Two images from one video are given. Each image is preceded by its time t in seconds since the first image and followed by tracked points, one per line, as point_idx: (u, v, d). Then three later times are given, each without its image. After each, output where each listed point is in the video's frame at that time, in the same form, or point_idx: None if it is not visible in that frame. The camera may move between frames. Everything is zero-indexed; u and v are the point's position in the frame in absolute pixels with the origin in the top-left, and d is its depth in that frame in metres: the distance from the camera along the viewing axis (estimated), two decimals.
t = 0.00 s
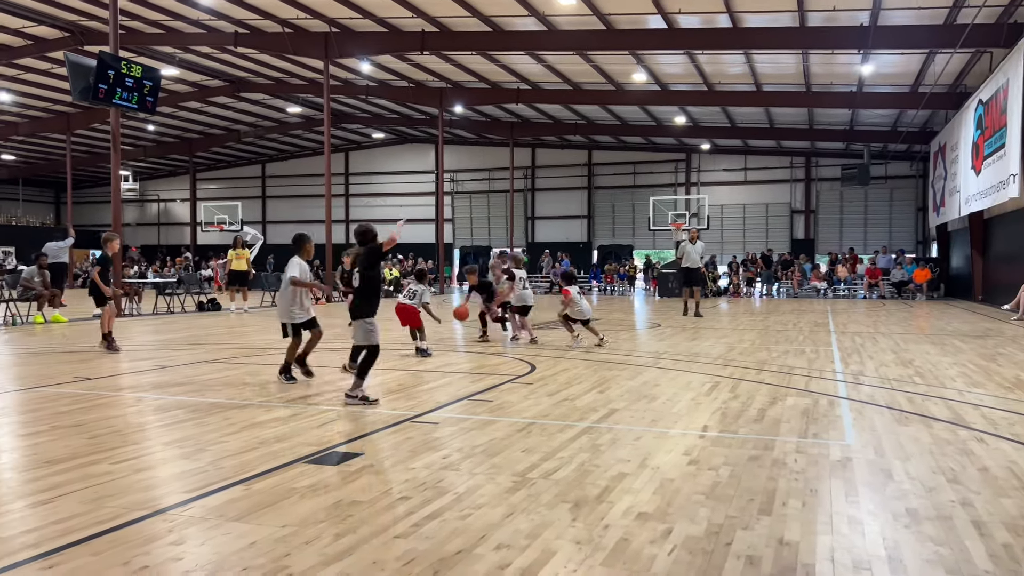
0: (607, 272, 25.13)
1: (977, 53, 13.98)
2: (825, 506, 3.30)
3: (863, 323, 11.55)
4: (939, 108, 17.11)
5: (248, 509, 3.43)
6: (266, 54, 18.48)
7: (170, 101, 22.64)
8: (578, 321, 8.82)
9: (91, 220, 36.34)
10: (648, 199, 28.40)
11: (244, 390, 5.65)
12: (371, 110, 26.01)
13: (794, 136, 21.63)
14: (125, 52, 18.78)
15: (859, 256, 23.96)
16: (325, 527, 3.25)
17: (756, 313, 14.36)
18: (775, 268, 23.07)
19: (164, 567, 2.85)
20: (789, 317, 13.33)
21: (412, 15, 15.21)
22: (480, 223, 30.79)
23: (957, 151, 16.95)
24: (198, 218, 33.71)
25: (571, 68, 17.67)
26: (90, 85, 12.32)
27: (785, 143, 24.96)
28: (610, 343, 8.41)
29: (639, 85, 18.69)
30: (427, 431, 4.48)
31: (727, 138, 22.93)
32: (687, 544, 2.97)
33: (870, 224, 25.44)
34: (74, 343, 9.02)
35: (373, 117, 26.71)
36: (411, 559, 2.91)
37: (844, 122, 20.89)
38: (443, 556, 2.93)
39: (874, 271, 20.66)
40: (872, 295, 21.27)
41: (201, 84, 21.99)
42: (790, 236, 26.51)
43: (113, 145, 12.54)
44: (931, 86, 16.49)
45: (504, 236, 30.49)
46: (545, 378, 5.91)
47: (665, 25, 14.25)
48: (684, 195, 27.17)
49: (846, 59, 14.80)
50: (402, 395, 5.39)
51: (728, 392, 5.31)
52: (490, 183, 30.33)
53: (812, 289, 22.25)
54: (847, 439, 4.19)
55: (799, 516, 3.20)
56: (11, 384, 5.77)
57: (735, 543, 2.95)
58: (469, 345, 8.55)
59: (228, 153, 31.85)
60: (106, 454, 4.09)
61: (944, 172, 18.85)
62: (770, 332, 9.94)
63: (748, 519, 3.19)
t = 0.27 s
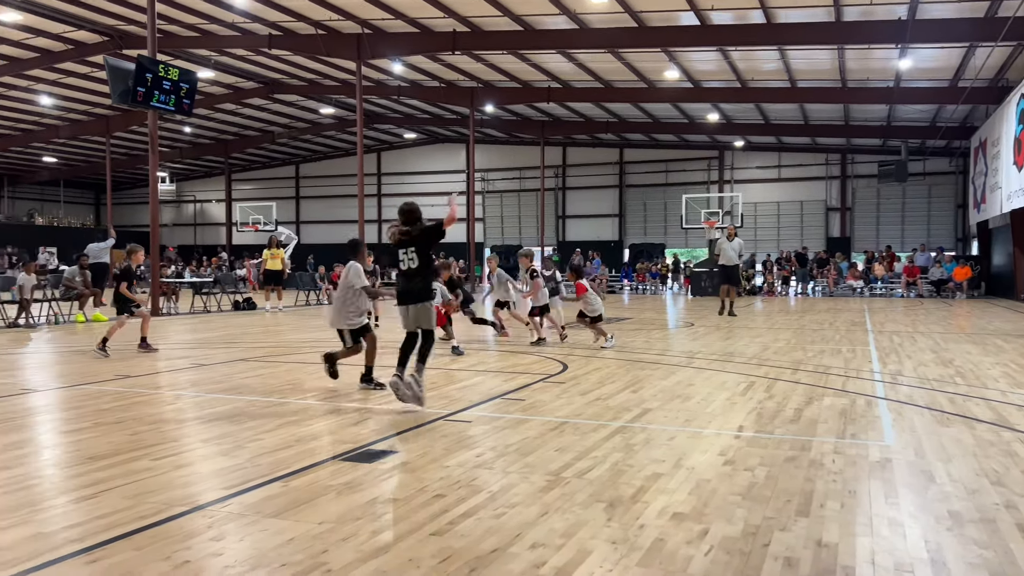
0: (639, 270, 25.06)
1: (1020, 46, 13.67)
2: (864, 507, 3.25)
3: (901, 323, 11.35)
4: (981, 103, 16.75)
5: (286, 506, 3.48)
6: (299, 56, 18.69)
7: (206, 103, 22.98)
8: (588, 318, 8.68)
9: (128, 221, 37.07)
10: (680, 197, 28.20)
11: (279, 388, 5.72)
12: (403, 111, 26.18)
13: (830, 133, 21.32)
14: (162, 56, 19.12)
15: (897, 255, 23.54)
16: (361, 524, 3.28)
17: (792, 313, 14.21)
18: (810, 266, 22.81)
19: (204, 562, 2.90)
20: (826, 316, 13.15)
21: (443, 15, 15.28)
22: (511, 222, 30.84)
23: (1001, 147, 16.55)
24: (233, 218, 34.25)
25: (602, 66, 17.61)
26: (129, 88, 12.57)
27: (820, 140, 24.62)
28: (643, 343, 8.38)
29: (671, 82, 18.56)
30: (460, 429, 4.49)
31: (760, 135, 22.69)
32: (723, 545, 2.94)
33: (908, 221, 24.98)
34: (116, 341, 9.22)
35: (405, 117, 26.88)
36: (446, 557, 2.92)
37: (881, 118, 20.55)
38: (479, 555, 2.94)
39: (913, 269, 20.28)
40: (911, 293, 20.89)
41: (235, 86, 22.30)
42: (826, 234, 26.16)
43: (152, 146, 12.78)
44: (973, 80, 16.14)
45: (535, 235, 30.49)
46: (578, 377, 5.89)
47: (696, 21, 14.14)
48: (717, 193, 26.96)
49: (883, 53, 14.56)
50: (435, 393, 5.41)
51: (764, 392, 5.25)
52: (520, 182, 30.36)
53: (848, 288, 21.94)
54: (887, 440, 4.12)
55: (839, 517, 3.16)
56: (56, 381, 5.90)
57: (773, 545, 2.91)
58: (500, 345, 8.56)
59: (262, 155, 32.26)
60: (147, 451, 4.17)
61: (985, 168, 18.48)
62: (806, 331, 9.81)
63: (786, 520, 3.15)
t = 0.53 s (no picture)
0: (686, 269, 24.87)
1: None
2: (924, 513, 3.16)
3: (959, 324, 11.03)
4: None
5: (338, 502, 3.53)
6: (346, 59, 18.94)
7: (256, 106, 23.42)
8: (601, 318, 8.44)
9: (179, 222, 38.01)
10: (728, 195, 27.87)
11: (329, 386, 5.81)
12: (449, 111, 26.36)
13: (885, 129, 20.84)
14: (214, 60, 19.55)
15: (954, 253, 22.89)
16: (412, 522, 3.30)
17: (845, 313, 13.93)
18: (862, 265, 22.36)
19: (261, 557, 2.96)
20: (881, 317, 12.85)
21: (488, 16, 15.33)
22: (556, 220, 30.83)
23: None
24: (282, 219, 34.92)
25: (648, 63, 17.47)
26: (184, 93, 12.88)
27: (873, 136, 24.08)
28: (691, 343, 8.30)
29: (719, 79, 18.35)
30: (508, 428, 4.50)
31: (810, 131, 22.32)
32: (777, 548, 2.90)
33: (965, 219, 24.25)
34: (173, 340, 9.47)
35: (450, 117, 27.05)
36: (497, 555, 2.93)
37: (938, 112, 20.03)
38: (529, 554, 2.95)
39: (972, 268, 19.72)
40: (969, 293, 20.32)
41: (284, 89, 22.68)
42: (879, 232, 25.58)
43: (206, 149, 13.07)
44: None
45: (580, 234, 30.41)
46: (625, 377, 5.86)
47: (746, 16, 13.94)
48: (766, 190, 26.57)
49: (940, 47, 14.17)
50: (482, 393, 5.44)
51: (816, 394, 5.16)
52: (565, 180, 30.33)
53: (903, 287, 21.44)
54: (946, 443, 4.01)
55: (897, 522, 3.08)
56: (115, 379, 6.09)
57: (829, 550, 2.86)
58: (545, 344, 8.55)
59: (311, 156, 32.80)
60: (203, 447, 4.28)
61: None
62: (859, 332, 9.60)
63: (842, 524, 3.09)
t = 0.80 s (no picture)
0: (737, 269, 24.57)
1: None
2: (992, 519, 3.06)
3: None
4: None
5: (393, 499, 3.57)
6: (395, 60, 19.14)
7: (308, 109, 23.82)
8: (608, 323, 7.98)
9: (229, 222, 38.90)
10: (780, 193, 27.44)
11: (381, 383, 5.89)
12: (497, 112, 26.47)
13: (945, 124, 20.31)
14: (268, 64, 19.93)
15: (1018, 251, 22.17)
16: (467, 519, 3.33)
17: (902, 314, 13.61)
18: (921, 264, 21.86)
19: (319, 551, 3.00)
20: (941, 317, 12.52)
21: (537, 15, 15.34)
22: (604, 220, 30.67)
23: None
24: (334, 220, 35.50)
25: (698, 60, 17.30)
26: (239, 96, 13.10)
27: (931, 131, 23.47)
28: (743, 343, 8.19)
29: (771, 75, 18.10)
30: (559, 428, 4.50)
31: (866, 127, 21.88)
32: (838, 553, 2.84)
33: None
34: (230, 338, 9.70)
35: (499, 118, 27.16)
36: (552, 555, 2.92)
37: (1001, 106, 19.46)
38: (584, 554, 2.94)
39: None
40: None
41: (335, 92, 23.02)
42: (938, 230, 24.92)
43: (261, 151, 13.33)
44: None
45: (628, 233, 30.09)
46: (676, 378, 5.80)
47: (800, 11, 13.70)
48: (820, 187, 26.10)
49: (1004, 38, 13.77)
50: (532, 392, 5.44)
51: (875, 396, 5.04)
52: (613, 179, 30.20)
53: (964, 287, 20.88)
54: (1013, 448, 3.88)
55: (963, 528, 3.00)
56: (174, 376, 6.25)
57: (892, 555, 2.79)
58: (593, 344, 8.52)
59: (361, 157, 33.25)
60: (260, 443, 4.37)
61: None
62: (917, 332, 9.35)
63: (905, 529, 3.01)
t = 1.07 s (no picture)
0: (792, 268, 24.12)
1: None
2: None
3: None
4: None
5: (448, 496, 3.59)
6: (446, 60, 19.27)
7: (361, 110, 24.16)
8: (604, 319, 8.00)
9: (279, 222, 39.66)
10: (838, 190, 26.93)
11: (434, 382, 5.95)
12: (547, 110, 26.49)
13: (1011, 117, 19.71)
14: (322, 66, 20.26)
15: None
16: (522, 517, 3.34)
17: (965, 314, 13.26)
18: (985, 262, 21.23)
19: (377, 546, 3.04)
20: (1007, 318, 12.13)
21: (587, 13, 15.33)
22: (654, 219, 30.41)
23: None
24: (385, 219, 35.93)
25: (752, 56, 17.08)
26: (293, 98, 13.35)
27: (996, 125, 22.79)
28: (799, 343, 8.05)
29: (827, 69, 17.78)
30: (612, 428, 4.48)
31: (928, 122, 21.36)
32: (903, 559, 2.77)
33: None
34: (286, 335, 9.91)
35: (548, 116, 27.19)
36: (608, 555, 2.91)
37: None
38: (641, 554, 2.92)
39: None
40: None
41: (387, 92, 23.27)
42: (1003, 227, 24.17)
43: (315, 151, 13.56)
44: None
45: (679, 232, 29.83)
46: (731, 379, 5.73)
47: (858, 4, 13.46)
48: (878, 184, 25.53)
49: None
50: (584, 391, 5.43)
51: (938, 398, 4.91)
52: (664, 177, 30.00)
53: None
54: None
55: None
56: (231, 372, 6.40)
57: (961, 561, 2.72)
58: (644, 344, 8.46)
59: (412, 158, 33.63)
60: (316, 439, 4.45)
61: None
62: (981, 333, 9.08)
63: (973, 536, 2.92)
